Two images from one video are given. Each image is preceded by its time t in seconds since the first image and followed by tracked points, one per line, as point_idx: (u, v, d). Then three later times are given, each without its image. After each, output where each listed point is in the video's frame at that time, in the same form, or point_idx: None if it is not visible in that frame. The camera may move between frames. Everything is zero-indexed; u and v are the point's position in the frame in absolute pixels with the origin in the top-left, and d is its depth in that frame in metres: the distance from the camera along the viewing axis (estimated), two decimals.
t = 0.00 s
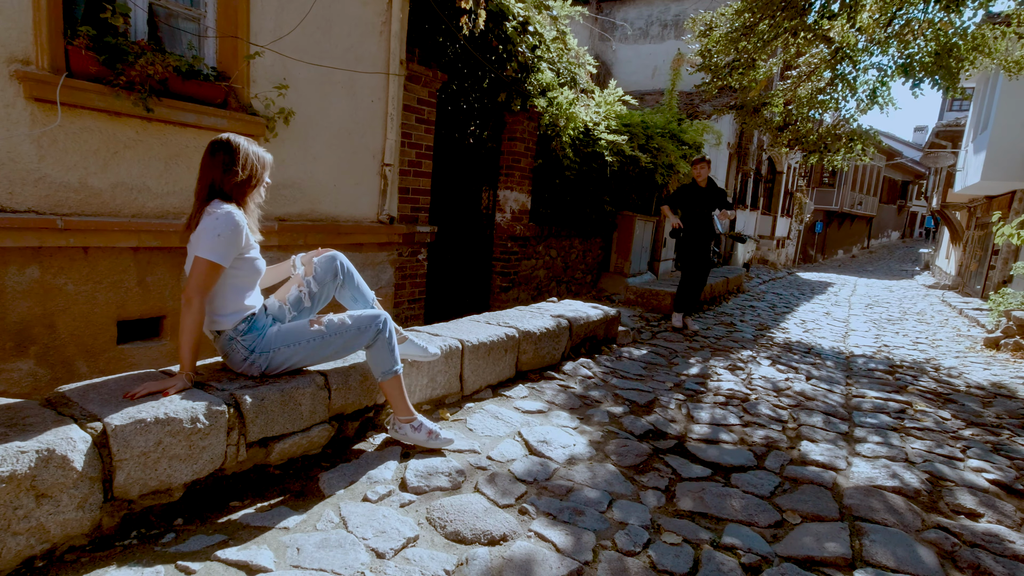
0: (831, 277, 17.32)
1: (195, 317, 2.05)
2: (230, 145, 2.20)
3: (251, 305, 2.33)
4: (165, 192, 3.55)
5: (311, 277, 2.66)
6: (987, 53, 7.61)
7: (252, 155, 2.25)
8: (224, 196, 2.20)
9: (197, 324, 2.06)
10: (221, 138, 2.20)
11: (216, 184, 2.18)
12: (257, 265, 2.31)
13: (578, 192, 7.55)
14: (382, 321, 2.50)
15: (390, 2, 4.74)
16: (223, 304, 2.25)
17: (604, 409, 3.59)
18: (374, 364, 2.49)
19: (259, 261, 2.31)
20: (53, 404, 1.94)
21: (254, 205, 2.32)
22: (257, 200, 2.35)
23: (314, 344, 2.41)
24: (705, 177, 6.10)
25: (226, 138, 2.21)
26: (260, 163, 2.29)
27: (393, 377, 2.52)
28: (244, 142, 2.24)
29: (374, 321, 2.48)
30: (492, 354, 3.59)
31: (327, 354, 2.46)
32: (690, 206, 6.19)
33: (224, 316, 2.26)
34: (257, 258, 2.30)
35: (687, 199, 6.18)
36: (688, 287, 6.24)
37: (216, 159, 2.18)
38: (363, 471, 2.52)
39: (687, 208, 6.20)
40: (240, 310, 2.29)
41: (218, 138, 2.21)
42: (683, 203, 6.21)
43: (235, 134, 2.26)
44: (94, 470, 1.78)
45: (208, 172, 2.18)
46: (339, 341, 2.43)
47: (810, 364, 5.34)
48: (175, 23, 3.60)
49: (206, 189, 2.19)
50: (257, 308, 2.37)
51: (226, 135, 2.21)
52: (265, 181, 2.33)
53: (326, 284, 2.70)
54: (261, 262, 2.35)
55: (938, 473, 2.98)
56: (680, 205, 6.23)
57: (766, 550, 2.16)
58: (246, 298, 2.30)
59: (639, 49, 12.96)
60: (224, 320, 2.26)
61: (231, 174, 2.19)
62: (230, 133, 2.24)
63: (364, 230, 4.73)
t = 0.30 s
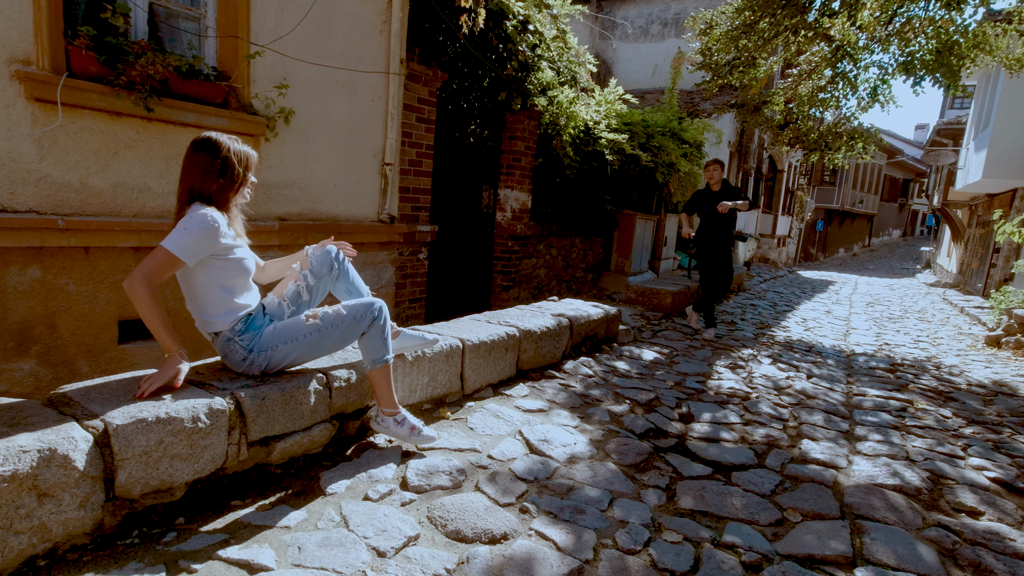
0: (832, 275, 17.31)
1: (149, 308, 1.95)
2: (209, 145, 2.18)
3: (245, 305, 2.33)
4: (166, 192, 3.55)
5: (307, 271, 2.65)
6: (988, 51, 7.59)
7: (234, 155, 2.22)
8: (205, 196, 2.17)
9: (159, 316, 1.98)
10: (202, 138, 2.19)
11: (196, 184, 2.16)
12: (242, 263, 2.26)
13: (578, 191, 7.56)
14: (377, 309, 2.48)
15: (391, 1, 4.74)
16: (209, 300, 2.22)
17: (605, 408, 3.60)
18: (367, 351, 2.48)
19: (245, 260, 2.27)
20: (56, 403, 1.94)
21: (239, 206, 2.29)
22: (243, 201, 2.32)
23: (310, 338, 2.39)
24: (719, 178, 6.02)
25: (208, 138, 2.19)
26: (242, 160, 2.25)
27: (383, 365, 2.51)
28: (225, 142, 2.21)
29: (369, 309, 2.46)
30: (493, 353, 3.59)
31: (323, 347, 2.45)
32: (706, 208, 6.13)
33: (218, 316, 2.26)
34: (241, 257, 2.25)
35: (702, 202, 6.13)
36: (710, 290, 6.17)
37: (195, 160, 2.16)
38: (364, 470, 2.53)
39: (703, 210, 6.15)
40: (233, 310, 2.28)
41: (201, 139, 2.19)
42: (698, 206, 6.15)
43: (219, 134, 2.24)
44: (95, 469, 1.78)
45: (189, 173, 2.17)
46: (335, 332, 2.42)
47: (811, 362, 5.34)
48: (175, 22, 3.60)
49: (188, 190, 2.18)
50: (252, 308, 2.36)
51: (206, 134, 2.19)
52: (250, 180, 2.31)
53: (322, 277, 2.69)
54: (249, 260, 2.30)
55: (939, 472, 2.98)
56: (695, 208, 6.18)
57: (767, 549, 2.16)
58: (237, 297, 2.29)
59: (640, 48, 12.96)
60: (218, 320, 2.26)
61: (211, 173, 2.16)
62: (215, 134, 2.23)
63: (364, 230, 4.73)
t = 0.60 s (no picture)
0: (832, 274, 17.31)
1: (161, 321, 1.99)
2: (192, 146, 2.15)
3: (239, 306, 2.33)
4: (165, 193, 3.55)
5: (300, 267, 2.66)
6: (986, 50, 7.59)
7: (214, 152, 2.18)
8: (192, 201, 2.16)
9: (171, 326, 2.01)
10: (185, 139, 2.17)
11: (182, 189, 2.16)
12: (237, 266, 2.25)
13: (577, 191, 7.56)
14: (370, 300, 2.50)
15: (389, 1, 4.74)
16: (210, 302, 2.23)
17: (604, 407, 3.60)
18: (361, 343, 2.51)
19: (238, 260, 2.25)
20: (55, 404, 1.94)
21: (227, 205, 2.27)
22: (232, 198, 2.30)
23: (305, 334, 2.40)
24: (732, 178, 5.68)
25: (188, 139, 2.17)
26: (227, 159, 2.22)
27: (377, 355, 2.52)
28: (206, 140, 2.18)
29: (362, 300, 2.48)
30: (492, 353, 3.59)
31: (319, 343, 2.46)
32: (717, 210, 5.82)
33: (214, 317, 2.26)
34: (235, 259, 2.24)
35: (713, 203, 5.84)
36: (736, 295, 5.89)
37: (180, 164, 2.15)
38: (364, 470, 2.53)
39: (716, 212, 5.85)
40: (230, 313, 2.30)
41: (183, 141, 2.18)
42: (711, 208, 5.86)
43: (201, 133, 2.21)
44: (94, 470, 1.78)
45: (175, 178, 2.17)
46: (330, 326, 2.43)
47: (810, 361, 5.34)
48: (173, 23, 3.60)
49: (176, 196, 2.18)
50: (246, 308, 2.37)
51: (189, 136, 2.16)
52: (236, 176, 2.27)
53: (314, 272, 2.71)
54: (243, 261, 2.29)
55: (938, 471, 2.98)
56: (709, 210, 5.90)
57: (766, 548, 2.17)
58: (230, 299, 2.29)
59: (638, 47, 12.97)
60: (216, 322, 2.27)
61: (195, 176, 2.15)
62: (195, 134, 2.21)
63: (363, 230, 4.73)
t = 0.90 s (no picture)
0: (828, 274, 17.34)
1: (185, 327, 2.02)
2: (210, 149, 2.17)
3: (238, 308, 2.33)
4: (160, 193, 3.54)
5: (298, 268, 2.65)
6: (981, 50, 7.62)
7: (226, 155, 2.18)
8: (204, 202, 2.17)
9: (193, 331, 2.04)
10: (202, 142, 2.18)
11: (192, 191, 2.16)
12: (242, 270, 2.28)
13: (574, 191, 7.56)
14: (367, 299, 2.51)
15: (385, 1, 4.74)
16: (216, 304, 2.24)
17: (601, 407, 3.60)
18: (362, 342, 2.52)
19: (242, 264, 2.27)
20: (49, 406, 1.93)
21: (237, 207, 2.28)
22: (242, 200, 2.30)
23: (303, 334, 2.39)
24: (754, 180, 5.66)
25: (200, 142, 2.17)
26: (243, 164, 2.24)
27: (378, 354, 2.54)
28: (218, 142, 2.19)
29: (359, 299, 2.49)
30: (489, 353, 3.59)
31: (317, 342, 2.45)
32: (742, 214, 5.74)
33: (214, 319, 2.26)
34: (242, 263, 2.27)
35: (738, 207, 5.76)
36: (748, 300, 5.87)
37: (195, 164, 2.15)
38: (360, 470, 2.53)
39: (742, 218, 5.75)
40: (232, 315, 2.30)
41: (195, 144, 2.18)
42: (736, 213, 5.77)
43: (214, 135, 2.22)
44: (89, 472, 1.77)
45: (186, 179, 2.17)
46: (327, 325, 2.43)
47: (807, 361, 5.35)
48: (168, 23, 3.58)
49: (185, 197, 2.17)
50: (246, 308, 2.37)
51: (208, 138, 2.18)
52: (247, 179, 2.27)
53: (312, 273, 2.72)
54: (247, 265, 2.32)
55: (934, 469, 2.99)
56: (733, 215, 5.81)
57: (762, 547, 2.17)
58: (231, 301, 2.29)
59: (635, 47, 12.98)
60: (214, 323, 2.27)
61: (206, 178, 2.15)
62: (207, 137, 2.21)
63: (360, 230, 4.72)
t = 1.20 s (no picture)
0: (828, 273, 17.32)
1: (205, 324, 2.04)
2: (244, 146, 2.19)
3: (249, 306, 2.33)
4: (161, 192, 3.54)
5: (312, 273, 2.67)
6: (982, 48, 7.61)
7: (257, 154, 2.21)
8: (231, 198, 2.18)
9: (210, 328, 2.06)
10: (234, 138, 2.20)
11: (219, 187, 2.17)
12: (259, 268, 2.28)
13: (574, 190, 7.55)
14: (377, 310, 2.50)
15: None
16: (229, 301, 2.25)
17: (602, 406, 3.60)
18: (370, 351, 2.52)
19: (261, 263, 2.29)
20: (50, 405, 1.93)
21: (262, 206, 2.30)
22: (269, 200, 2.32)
23: (309, 338, 2.39)
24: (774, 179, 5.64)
25: (232, 139, 2.19)
26: (272, 164, 2.27)
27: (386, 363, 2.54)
28: (250, 141, 2.21)
29: (369, 309, 2.48)
30: (490, 352, 3.59)
31: (323, 347, 2.45)
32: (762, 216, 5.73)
33: (224, 316, 2.25)
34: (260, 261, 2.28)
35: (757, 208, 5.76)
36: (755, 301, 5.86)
37: (227, 160, 2.17)
38: (361, 469, 2.53)
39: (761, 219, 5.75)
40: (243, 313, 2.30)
41: (226, 140, 2.20)
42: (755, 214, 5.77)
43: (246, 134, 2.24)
44: (91, 471, 1.77)
45: (215, 175, 2.18)
46: (335, 331, 2.43)
47: (807, 360, 5.35)
48: (169, 22, 3.58)
49: (212, 191, 2.19)
50: (257, 308, 2.38)
51: (242, 135, 2.20)
52: (275, 180, 2.29)
53: (326, 279, 2.73)
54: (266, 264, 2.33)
55: (935, 468, 2.99)
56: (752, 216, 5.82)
57: (763, 546, 2.17)
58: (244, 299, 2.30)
59: (635, 46, 12.98)
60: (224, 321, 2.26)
61: (235, 176, 2.17)
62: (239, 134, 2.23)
63: (360, 229, 4.72)
